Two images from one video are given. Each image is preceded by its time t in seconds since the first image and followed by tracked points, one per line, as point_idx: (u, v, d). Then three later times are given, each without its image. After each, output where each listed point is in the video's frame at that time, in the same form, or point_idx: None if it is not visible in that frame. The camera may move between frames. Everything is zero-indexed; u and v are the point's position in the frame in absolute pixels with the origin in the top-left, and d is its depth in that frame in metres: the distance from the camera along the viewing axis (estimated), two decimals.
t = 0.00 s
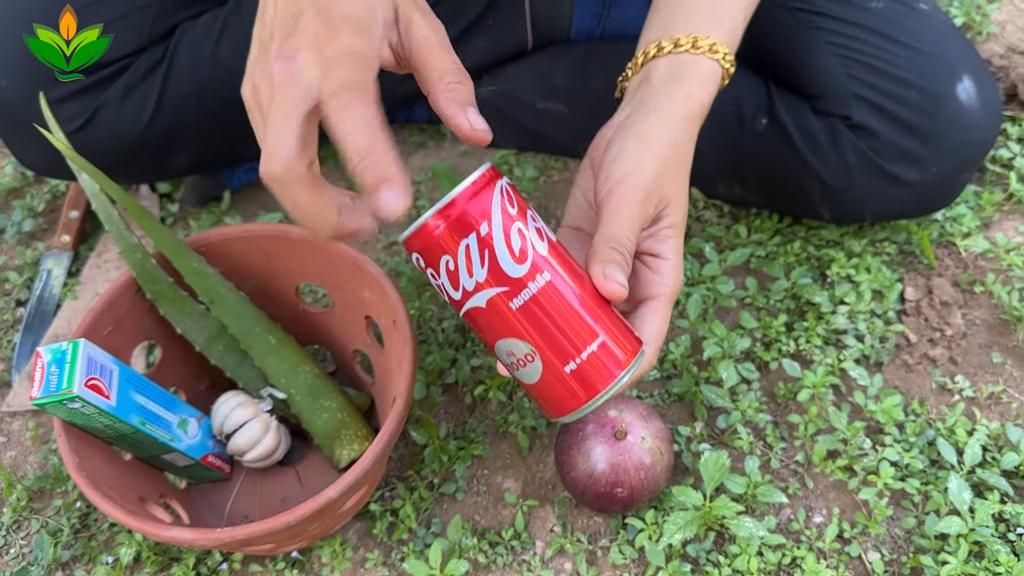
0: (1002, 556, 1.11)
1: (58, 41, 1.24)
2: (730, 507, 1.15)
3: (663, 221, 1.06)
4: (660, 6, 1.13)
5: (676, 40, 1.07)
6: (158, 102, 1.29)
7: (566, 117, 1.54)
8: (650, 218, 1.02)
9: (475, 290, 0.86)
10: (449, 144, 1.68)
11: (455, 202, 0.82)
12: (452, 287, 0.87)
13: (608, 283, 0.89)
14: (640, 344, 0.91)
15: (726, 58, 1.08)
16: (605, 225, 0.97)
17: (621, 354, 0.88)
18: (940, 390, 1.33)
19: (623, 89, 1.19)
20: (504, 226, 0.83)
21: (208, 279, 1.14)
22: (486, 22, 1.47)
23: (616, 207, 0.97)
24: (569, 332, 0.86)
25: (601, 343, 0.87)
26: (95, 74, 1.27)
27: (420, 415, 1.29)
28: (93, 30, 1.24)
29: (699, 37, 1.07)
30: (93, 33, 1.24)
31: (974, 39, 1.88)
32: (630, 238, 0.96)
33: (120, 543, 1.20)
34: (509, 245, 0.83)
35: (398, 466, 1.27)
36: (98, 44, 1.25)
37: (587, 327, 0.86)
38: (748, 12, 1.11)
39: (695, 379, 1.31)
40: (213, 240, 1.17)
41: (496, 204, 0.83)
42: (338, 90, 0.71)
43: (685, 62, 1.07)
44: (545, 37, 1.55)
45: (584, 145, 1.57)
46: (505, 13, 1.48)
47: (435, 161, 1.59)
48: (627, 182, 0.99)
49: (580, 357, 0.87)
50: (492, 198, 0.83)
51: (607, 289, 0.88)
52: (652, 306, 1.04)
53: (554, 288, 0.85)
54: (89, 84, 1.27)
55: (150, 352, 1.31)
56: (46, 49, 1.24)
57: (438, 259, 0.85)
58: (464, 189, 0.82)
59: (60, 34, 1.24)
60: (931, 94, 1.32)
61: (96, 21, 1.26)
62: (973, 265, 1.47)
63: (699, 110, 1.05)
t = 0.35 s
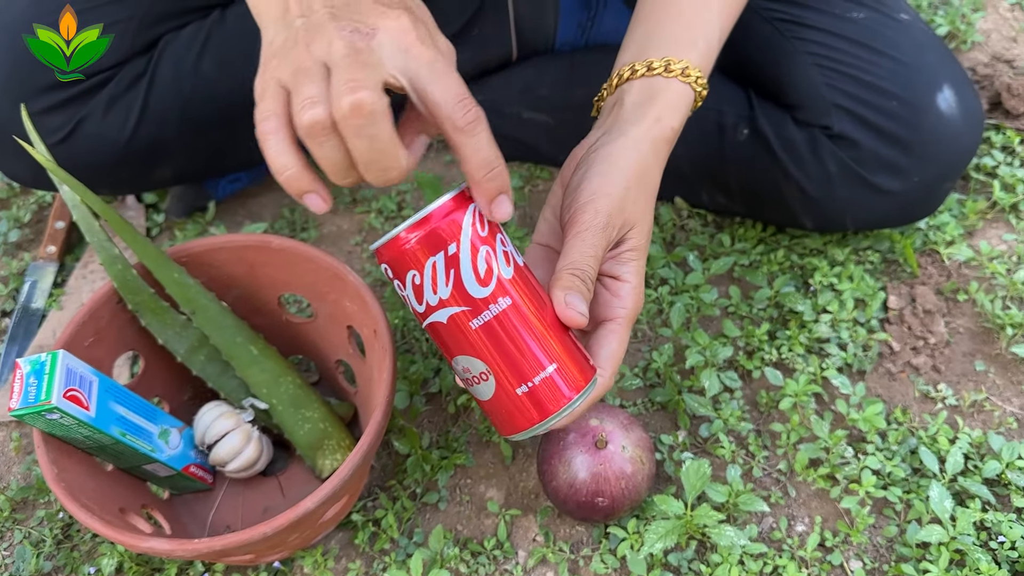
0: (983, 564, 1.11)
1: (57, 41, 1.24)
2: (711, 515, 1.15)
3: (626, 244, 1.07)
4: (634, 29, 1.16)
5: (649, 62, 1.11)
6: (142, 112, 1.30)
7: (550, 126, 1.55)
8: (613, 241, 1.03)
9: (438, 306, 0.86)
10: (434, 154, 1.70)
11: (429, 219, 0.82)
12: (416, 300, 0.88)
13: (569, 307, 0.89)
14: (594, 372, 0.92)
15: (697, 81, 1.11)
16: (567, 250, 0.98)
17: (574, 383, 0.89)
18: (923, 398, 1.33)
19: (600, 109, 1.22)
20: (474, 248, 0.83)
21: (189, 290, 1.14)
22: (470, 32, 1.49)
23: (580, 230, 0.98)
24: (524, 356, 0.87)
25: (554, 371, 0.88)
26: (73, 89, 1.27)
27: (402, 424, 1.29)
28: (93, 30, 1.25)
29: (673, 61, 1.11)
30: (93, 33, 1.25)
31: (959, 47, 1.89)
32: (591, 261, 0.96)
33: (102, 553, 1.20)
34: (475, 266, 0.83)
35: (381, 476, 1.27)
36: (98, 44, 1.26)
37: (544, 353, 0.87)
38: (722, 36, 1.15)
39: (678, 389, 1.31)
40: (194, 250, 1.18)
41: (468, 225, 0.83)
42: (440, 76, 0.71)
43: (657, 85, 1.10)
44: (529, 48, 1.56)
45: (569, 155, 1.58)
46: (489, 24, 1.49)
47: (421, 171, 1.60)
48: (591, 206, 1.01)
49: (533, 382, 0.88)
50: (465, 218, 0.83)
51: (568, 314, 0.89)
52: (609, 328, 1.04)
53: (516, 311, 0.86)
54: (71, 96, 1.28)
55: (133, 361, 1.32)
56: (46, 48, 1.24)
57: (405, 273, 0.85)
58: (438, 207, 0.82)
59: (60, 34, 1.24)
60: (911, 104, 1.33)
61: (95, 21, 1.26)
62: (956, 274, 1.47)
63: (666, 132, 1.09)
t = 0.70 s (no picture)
0: (972, 565, 1.11)
1: (58, 41, 1.26)
2: (701, 517, 1.16)
3: (599, 245, 1.08)
4: (616, 30, 1.20)
5: (629, 61, 1.15)
6: (134, 117, 1.31)
7: (542, 130, 1.56)
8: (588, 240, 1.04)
9: (421, 294, 0.85)
10: (428, 159, 1.70)
11: (429, 207, 0.81)
12: (398, 285, 0.86)
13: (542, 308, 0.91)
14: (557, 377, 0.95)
15: (676, 82, 1.15)
16: (542, 247, 0.98)
17: (540, 386, 0.92)
18: (914, 400, 1.33)
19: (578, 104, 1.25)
20: (467, 242, 0.84)
21: (180, 293, 1.15)
22: (463, 37, 1.50)
23: (557, 226, 0.99)
24: (499, 354, 0.88)
25: (524, 373, 0.90)
26: (64, 94, 1.28)
27: (394, 427, 1.29)
28: (93, 30, 1.26)
29: (653, 61, 1.14)
30: (93, 33, 1.26)
31: (950, 52, 1.90)
32: (566, 260, 0.97)
33: (94, 557, 1.20)
34: (466, 260, 0.84)
35: (373, 479, 1.28)
36: (98, 44, 1.28)
37: (518, 354, 0.89)
38: (701, 38, 1.20)
39: (669, 391, 1.32)
40: (186, 254, 1.19)
41: (464, 218, 0.84)
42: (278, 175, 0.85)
43: (637, 84, 1.14)
44: (522, 53, 1.57)
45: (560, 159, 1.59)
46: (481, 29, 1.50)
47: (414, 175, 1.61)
48: (569, 203, 1.01)
49: (503, 381, 0.89)
50: (463, 210, 0.84)
51: (541, 314, 0.90)
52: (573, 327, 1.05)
53: (497, 309, 0.87)
54: (63, 102, 1.29)
55: (124, 365, 1.33)
56: (46, 48, 1.25)
57: (394, 255, 0.84)
58: (439, 198, 0.82)
59: (60, 34, 1.25)
60: (900, 108, 1.34)
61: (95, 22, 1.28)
62: (947, 276, 1.48)
63: (644, 133, 1.12)
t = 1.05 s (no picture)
0: (967, 569, 1.11)
1: (57, 41, 1.26)
2: (696, 522, 1.16)
3: (586, 239, 1.10)
4: (611, 20, 1.21)
5: (624, 54, 1.15)
6: (130, 122, 1.31)
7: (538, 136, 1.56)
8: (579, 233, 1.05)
9: (419, 328, 0.83)
10: (425, 164, 1.71)
11: (416, 257, 0.76)
12: (393, 320, 0.83)
13: (534, 309, 0.91)
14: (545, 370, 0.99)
15: (665, 81, 1.17)
16: (539, 237, 0.99)
17: (533, 381, 0.97)
18: (909, 405, 1.33)
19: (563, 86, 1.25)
20: (460, 276, 0.81)
21: (176, 299, 1.15)
22: (459, 43, 1.50)
23: (555, 219, 0.99)
24: (499, 364, 0.90)
25: (522, 372, 0.93)
26: (60, 100, 1.29)
27: (390, 432, 1.29)
28: (93, 30, 1.27)
29: (647, 58, 1.16)
30: (93, 33, 1.28)
31: (946, 56, 1.91)
32: (561, 253, 0.98)
33: (90, 562, 1.21)
34: (462, 293, 0.81)
35: (369, 484, 1.28)
36: (98, 44, 1.28)
37: (515, 359, 0.92)
38: (691, 34, 1.22)
39: (665, 396, 1.32)
40: (181, 260, 1.19)
41: (455, 255, 0.79)
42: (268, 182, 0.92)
43: (629, 78, 1.15)
44: (518, 58, 1.57)
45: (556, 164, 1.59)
46: (477, 35, 1.50)
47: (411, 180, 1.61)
48: (566, 195, 1.02)
49: (503, 386, 0.93)
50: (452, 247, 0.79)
51: (533, 315, 0.91)
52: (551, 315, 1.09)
53: (494, 328, 0.87)
54: (59, 108, 1.30)
55: (121, 371, 1.33)
56: (46, 48, 1.26)
57: (387, 301, 0.79)
58: (436, 238, 0.76)
59: (60, 34, 1.26)
60: (894, 112, 1.34)
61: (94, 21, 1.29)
62: (943, 281, 1.48)
63: (632, 127, 1.13)
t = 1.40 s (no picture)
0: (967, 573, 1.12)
1: (58, 41, 1.26)
2: (697, 526, 1.16)
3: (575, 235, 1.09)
4: (610, 24, 1.22)
5: (617, 51, 1.16)
6: (132, 126, 1.32)
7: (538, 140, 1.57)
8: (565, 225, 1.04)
9: (373, 323, 0.89)
10: (425, 168, 1.71)
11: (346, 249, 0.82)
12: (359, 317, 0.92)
13: (502, 292, 0.90)
14: (532, 355, 0.96)
15: (662, 73, 1.17)
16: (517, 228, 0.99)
17: (511, 367, 0.94)
18: (909, 409, 1.34)
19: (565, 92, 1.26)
20: (387, 272, 0.84)
21: (178, 303, 1.16)
22: (459, 48, 1.51)
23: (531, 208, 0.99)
24: (462, 349, 0.91)
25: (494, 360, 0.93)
26: (61, 104, 1.30)
27: (390, 436, 1.30)
28: (93, 31, 1.27)
29: (640, 52, 1.16)
30: (93, 33, 1.27)
31: (946, 60, 1.91)
32: (538, 242, 0.97)
33: (91, 566, 1.21)
34: (394, 289, 0.85)
35: (369, 488, 1.28)
36: (98, 44, 1.28)
37: (482, 345, 0.91)
38: (691, 35, 1.22)
39: (665, 400, 1.32)
40: (183, 264, 1.19)
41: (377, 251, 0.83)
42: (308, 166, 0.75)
43: (623, 74, 1.15)
44: (519, 63, 1.58)
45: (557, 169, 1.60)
46: (477, 39, 1.51)
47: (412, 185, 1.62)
48: (546, 187, 1.02)
49: (476, 373, 0.94)
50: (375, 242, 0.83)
51: (501, 298, 0.90)
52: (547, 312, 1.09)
53: (443, 318, 0.89)
54: (61, 112, 1.30)
55: (123, 375, 1.33)
56: (46, 49, 1.25)
57: (333, 296, 0.88)
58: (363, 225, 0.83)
59: (60, 34, 1.26)
60: (893, 115, 1.34)
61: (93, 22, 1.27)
62: (942, 284, 1.48)
63: (627, 122, 1.13)
